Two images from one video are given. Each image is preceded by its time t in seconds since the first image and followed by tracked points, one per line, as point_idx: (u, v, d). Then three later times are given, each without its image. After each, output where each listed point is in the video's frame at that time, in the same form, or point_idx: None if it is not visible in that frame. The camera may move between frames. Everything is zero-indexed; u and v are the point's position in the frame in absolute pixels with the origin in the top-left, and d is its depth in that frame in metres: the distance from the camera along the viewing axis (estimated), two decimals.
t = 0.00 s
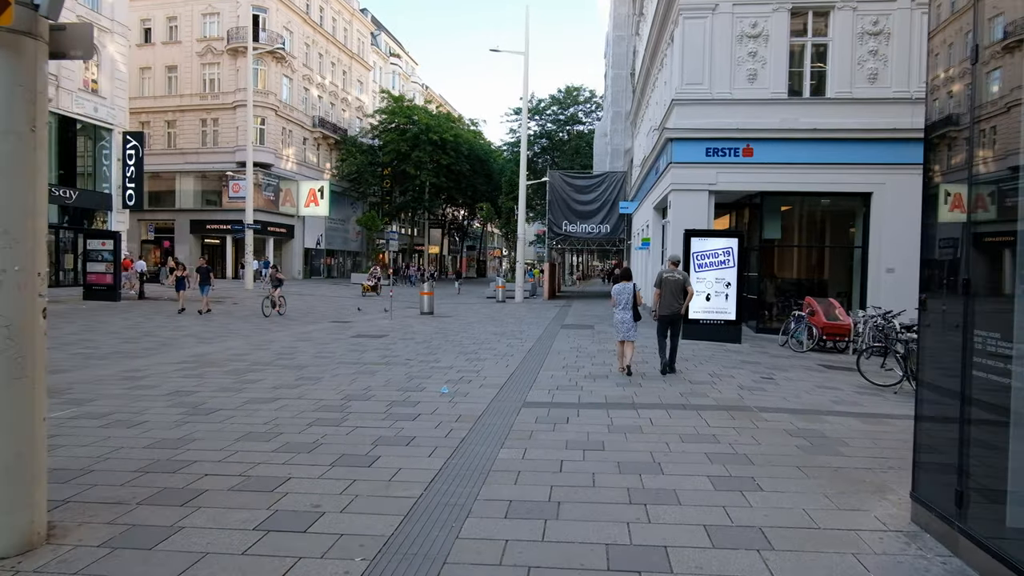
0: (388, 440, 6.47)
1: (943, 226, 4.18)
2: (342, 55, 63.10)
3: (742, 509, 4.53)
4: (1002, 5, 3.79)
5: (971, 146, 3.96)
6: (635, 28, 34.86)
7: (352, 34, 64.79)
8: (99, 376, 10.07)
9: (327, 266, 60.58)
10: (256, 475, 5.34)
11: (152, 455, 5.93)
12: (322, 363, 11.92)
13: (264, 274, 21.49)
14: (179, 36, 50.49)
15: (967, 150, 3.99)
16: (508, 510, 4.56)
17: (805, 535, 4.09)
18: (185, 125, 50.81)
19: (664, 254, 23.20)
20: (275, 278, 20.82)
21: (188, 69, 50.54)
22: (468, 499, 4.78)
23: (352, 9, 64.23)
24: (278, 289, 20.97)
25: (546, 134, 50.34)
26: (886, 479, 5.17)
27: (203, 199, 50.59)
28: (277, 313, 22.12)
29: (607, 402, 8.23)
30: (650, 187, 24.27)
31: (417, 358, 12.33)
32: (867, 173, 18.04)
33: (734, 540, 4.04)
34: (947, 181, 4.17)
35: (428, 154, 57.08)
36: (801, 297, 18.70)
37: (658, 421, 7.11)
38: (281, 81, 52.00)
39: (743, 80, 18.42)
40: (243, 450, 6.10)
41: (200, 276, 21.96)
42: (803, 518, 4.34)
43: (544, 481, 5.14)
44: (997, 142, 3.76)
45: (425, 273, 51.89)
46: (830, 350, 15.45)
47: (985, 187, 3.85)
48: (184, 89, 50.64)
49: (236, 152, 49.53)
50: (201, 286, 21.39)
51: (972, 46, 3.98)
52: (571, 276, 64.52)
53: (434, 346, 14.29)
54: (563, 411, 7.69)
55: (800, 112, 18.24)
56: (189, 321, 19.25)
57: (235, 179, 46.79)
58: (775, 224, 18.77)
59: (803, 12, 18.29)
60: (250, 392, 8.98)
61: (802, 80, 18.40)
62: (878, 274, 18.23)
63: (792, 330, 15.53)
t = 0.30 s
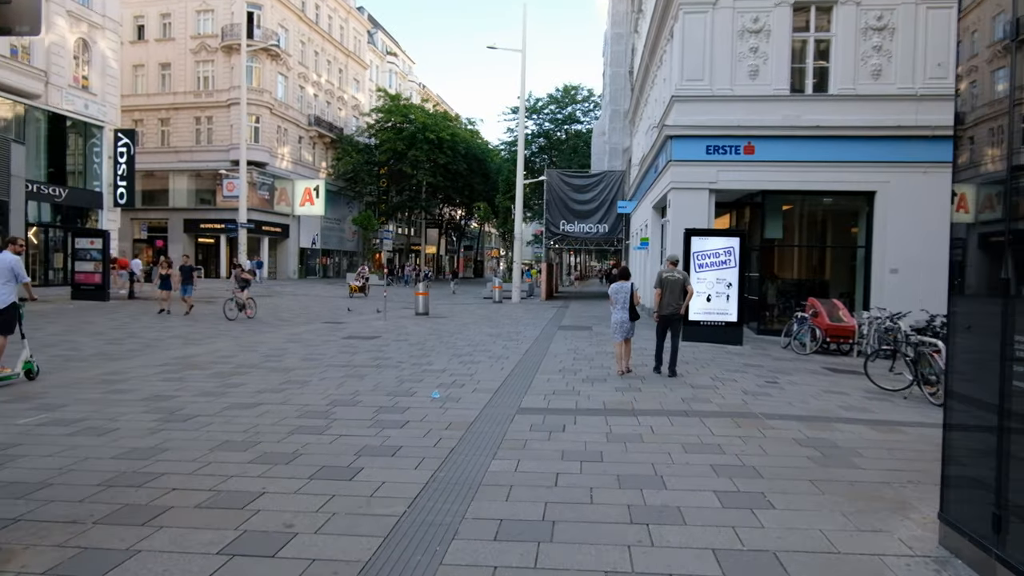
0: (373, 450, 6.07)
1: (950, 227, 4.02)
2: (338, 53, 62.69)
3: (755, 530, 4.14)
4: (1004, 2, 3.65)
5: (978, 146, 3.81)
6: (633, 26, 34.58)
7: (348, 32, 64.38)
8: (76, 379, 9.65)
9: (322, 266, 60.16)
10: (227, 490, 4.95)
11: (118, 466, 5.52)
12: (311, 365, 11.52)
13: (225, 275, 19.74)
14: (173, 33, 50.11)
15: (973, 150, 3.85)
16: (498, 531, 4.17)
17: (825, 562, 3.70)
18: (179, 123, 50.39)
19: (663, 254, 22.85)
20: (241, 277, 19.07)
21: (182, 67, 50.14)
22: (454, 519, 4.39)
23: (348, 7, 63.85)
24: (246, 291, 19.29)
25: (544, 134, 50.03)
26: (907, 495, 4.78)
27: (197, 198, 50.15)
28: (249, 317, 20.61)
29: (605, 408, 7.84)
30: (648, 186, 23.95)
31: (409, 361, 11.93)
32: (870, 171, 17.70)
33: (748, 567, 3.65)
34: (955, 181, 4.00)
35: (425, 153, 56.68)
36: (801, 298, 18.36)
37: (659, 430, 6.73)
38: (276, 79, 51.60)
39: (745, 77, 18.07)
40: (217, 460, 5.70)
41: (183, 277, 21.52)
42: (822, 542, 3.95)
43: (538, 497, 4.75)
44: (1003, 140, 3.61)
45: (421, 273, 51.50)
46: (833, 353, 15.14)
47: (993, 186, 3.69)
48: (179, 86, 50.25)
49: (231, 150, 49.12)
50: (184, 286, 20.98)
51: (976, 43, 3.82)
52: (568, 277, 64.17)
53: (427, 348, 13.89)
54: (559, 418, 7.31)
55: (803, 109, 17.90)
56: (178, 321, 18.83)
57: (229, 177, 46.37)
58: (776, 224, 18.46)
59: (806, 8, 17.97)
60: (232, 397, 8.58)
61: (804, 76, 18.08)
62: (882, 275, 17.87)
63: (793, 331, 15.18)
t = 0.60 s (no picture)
0: (359, 463, 5.74)
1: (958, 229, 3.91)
2: (335, 53, 62.35)
3: (769, 556, 3.81)
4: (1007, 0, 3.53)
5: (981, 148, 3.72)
6: (631, 25, 34.28)
7: (345, 32, 64.04)
8: (55, 387, 9.29)
9: (319, 267, 59.77)
10: (199, 509, 4.61)
11: (86, 482, 5.18)
12: (301, 370, 11.19)
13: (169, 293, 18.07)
14: (168, 33, 49.80)
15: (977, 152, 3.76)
16: (488, 558, 3.84)
17: None
18: (174, 123, 50.03)
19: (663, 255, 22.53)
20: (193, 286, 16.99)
21: (177, 67, 49.79)
22: (441, 543, 4.06)
23: (345, 6, 63.49)
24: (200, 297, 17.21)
25: (542, 134, 49.73)
26: (927, 515, 4.46)
27: (192, 199, 49.77)
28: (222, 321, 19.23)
29: (604, 416, 7.51)
30: (647, 186, 23.64)
31: (402, 365, 11.59)
32: (873, 170, 17.39)
33: None
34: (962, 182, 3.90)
35: (422, 153, 56.36)
36: (802, 299, 18.06)
37: (661, 440, 6.40)
38: (272, 79, 51.23)
39: (745, 75, 17.77)
40: (192, 475, 5.35)
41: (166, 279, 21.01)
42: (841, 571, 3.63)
43: (532, 517, 4.43)
44: (1007, 142, 3.51)
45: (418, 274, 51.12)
46: (836, 355, 14.83)
47: (990, 188, 3.63)
48: (174, 86, 49.91)
49: (227, 151, 48.76)
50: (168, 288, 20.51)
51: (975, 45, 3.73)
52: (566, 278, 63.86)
53: (421, 352, 13.55)
54: (556, 427, 6.99)
55: (804, 107, 17.59)
56: (168, 324, 18.45)
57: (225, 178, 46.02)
58: (777, 224, 18.20)
59: (807, 5, 17.68)
60: (216, 405, 8.23)
61: (805, 74, 17.79)
62: (885, 275, 17.54)
63: (795, 333, 14.87)
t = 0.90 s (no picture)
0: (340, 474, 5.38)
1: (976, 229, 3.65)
2: (332, 51, 61.95)
3: None
4: None
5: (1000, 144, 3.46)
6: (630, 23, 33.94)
7: (342, 30, 63.66)
8: (31, 389, 8.93)
9: (316, 266, 59.35)
10: (162, 526, 4.25)
11: (44, 495, 4.81)
12: (288, 372, 10.83)
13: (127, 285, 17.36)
14: (163, 29, 49.37)
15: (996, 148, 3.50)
16: None
17: None
18: (169, 120, 49.60)
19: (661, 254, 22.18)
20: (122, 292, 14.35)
21: (172, 64, 49.36)
22: (422, 566, 3.71)
23: (343, 4, 63.10)
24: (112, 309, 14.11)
25: (540, 133, 49.42)
26: (951, 535, 4.12)
27: (187, 198, 49.36)
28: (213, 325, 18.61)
29: (602, 422, 7.16)
30: (646, 185, 23.30)
31: (393, 367, 11.24)
32: (876, 168, 17.07)
33: None
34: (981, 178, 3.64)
35: (419, 152, 56.03)
36: (802, 300, 17.77)
37: (662, 449, 6.05)
38: (268, 77, 50.81)
39: (746, 71, 17.44)
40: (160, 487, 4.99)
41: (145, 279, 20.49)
42: None
43: (523, 537, 4.07)
44: None
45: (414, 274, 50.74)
46: (838, 356, 14.51)
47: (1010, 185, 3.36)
48: (169, 84, 49.47)
49: (222, 149, 48.35)
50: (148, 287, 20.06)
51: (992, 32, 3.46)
52: (564, 278, 63.56)
53: (414, 353, 13.18)
54: (551, 434, 6.64)
55: (806, 104, 17.28)
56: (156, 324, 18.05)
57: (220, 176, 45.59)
58: (778, 224, 17.87)
59: None
60: (195, 409, 7.87)
61: (808, 71, 17.47)
62: (887, 276, 17.22)
63: (797, 336, 14.55)
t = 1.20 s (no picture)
0: (318, 492, 5.02)
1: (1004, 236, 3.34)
2: (328, 51, 61.61)
3: None
4: None
5: None
6: (627, 22, 33.69)
7: (339, 30, 63.30)
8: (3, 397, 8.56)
9: (312, 268, 58.93)
10: (114, 556, 3.88)
11: None
12: (274, 378, 10.45)
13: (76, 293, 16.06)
14: (157, 29, 48.95)
15: None
16: None
17: None
18: (164, 120, 49.20)
19: (660, 256, 21.80)
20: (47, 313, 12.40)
21: (167, 63, 48.94)
22: None
23: (339, 4, 62.77)
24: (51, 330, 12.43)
25: (537, 134, 49.13)
26: (978, 565, 3.77)
27: (182, 198, 48.98)
28: (203, 327, 18.24)
29: (599, 434, 6.81)
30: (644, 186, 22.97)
31: (383, 373, 10.87)
32: (879, 169, 16.75)
33: None
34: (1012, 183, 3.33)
35: (416, 153, 55.73)
36: (802, 302, 17.46)
37: (662, 464, 5.69)
38: (264, 77, 50.43)
39: (746, 70, 17.11)
40: (120, 510, 4.62)
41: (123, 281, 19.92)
42: None
43: (511, 569, 3.72)
44: None
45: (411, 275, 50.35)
46: (841, 361, 14.20)
47: None
48: (163, 83, 49.06)
49: (217, 150, 47.94)
50: (127, 290, 19.46)
51: None
52: (561, 280, 63.20)
53: (406, 358, 12.80)
54: (546, 448, 6.28)
55: (807, 104, 16.95)
56: (144, 327, 17.65)
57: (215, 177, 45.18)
58: (778, 225, 17.55)
59: None
60: (171, 419, 7.50)
61: (809, 70, 17.15)
62: (890, 278, 16.88)
63: (800, 340, 14.21)
